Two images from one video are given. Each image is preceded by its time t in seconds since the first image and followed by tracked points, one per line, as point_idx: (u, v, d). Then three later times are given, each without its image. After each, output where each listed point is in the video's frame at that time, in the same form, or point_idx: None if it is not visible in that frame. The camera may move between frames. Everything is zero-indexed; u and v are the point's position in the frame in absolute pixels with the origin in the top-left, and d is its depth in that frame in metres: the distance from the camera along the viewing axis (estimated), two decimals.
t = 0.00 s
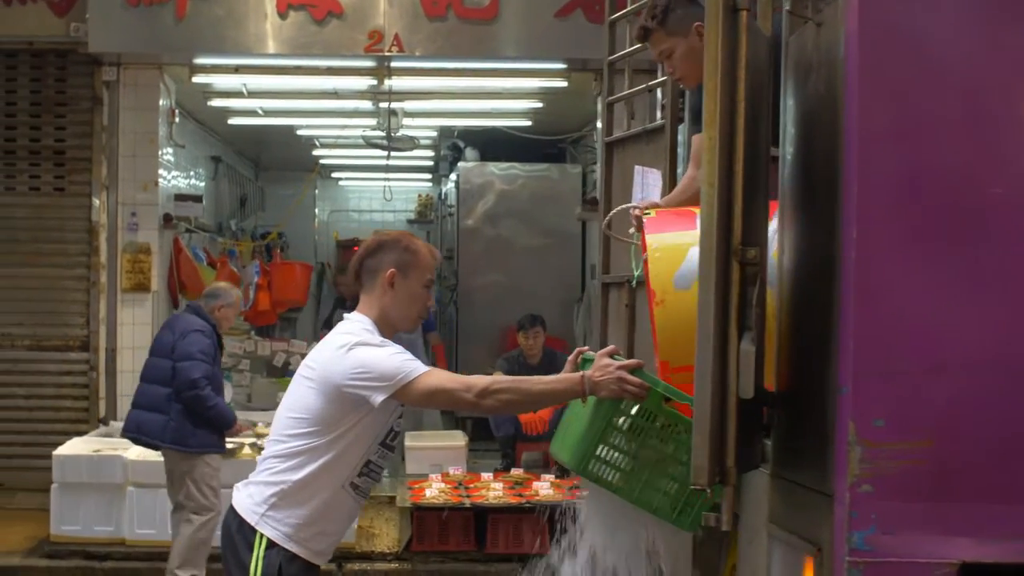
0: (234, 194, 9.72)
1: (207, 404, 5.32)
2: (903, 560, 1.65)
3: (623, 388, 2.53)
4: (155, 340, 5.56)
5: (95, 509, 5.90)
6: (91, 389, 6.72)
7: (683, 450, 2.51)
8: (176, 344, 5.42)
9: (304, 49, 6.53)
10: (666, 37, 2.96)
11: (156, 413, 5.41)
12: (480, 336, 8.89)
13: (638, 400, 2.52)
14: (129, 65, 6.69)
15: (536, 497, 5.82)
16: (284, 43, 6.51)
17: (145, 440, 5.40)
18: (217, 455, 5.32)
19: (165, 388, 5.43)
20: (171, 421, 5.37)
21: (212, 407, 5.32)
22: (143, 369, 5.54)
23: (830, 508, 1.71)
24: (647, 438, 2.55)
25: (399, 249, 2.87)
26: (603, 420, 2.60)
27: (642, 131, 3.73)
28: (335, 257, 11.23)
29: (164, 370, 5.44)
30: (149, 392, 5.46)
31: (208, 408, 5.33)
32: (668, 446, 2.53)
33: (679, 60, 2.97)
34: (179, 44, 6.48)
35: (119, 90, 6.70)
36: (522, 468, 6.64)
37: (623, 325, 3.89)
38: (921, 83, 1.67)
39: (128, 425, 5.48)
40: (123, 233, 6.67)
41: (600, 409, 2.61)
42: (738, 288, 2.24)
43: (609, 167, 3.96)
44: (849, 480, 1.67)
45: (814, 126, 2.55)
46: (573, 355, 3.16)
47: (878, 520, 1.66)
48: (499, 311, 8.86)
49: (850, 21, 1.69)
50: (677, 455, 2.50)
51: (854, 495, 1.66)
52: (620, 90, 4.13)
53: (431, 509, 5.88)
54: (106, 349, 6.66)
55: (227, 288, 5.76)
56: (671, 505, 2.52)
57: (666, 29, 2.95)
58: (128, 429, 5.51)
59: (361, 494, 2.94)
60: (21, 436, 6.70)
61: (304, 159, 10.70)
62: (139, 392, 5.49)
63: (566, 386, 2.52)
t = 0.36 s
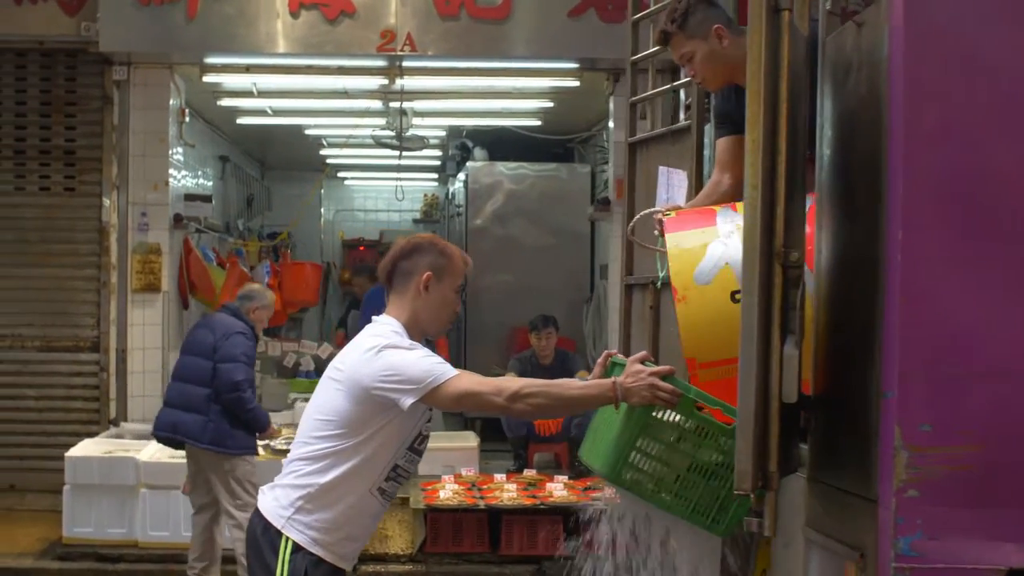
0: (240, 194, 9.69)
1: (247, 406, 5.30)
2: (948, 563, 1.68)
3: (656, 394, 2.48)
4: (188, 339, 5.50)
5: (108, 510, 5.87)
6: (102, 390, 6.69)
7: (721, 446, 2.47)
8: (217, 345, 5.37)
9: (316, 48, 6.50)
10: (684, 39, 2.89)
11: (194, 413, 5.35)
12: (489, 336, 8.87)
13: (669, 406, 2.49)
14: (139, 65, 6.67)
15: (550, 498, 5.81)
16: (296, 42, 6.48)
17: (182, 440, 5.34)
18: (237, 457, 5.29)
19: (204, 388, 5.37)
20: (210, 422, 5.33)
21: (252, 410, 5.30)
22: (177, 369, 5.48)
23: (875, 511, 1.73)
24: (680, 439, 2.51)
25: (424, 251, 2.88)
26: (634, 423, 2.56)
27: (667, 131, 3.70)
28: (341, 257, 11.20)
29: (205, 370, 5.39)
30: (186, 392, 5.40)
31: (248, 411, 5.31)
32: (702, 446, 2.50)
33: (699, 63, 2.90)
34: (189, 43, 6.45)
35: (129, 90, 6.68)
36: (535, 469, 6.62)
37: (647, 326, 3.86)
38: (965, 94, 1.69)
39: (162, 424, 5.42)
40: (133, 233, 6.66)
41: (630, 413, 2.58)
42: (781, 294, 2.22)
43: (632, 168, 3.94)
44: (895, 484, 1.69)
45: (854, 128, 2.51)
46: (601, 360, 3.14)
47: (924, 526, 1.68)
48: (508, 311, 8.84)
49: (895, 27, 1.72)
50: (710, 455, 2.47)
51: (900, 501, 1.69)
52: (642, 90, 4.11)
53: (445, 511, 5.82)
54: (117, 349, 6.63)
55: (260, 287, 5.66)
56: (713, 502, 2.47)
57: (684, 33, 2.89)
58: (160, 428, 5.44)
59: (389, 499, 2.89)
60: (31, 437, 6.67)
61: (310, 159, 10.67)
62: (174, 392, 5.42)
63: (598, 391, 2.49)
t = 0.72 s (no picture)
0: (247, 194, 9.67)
1: (300, 411, 5.13)
2: (988, 564, 1.66)
3: (684, 394, 2.44)
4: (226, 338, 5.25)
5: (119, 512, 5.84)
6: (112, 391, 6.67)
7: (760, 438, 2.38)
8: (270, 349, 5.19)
9: (326, 47, 6.48)
10: (700, 48, 2.97)
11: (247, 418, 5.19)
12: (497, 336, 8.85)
13: (697, 407, 2.43)
14: (148, 65, 6.66)
15: (562, 501, 5.82)
16: (305, 42, 6.46)
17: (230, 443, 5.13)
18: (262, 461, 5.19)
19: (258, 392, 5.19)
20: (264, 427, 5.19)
21: (304, 415, 5.15)
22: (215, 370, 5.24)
23: (911, 512, 1.72)
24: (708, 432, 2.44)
25: (451, 254, 2.92)
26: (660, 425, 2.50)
27: (688, 131, 3.69)
28: (346, 257, 11.17)
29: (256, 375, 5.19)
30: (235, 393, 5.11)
31: (300, 416, 5.14)
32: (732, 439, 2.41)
33: (715, 69, 2.95)
34: (198, 43, 6.43)
35: (138, 90, 6.68)
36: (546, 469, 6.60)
37: (666, 327, 3.85)
38: (1004, 93, 1.69)
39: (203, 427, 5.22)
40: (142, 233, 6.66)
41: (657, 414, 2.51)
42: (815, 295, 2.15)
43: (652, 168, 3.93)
44: (933, 485, 1.68)
45: (887, 127, 2.47)
46: (624, 362, 3.10)
47: (961, 528, 1.67)
48: (515, 311, 8.82)
49: (932, 28, 1.71)
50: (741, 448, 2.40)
51: (937, 502, 1.67)
52: (661, 90, 4.10)
53: (457, 513, 5.79)
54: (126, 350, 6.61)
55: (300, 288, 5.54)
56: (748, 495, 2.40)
57: (699, 41, 2.96)
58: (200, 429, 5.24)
59: (415, 502, 2.85)
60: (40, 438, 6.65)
61: (316, 159, 10.66)
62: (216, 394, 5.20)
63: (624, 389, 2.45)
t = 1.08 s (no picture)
0: (253, 197, 9.66)
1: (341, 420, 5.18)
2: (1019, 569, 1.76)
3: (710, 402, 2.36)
4: (261, 341, 5.22)
5: (131, 516, 5.84)
6: (122, 395, 6.66)
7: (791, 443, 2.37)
8: (311, 355, 5.16)
9: (336, 51, 6.49)
10: (711, 57, 2.77)
11: (285, 423, 5.13)
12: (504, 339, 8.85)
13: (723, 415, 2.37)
14: (158, 69, 6.66)
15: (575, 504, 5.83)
16: (315, 46, 6.47)
17: (271, 449, 5.12)
18: (280, 462, 5.22)
19: (299, 398, 5.13)
20: (304, 433, 5.15)
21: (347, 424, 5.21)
22: (252, 371, 5.19)
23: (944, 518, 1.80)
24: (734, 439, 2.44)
25: (479, 260, 2.85)
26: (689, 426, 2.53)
27: (707, 136, 3.69)
28: (351, 260, 11.15)
29: (296, 380, 5.14)
30: (279, 399, 5.12)
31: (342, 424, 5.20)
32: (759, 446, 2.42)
33: (727, 77, 2.74)
34: (207, 47, 6.43)
35: (148, 94, 6.67)
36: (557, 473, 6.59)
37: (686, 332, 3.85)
38: None
39: (236, 429, 5.16)
40: (152, 238, 6.65)
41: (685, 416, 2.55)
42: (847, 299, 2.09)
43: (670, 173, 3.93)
44: (966, 493, 1.77)
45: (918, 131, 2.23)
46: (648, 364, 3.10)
47: (994, 535, 1.76)
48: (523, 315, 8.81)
49: (965, 35, 1.78)
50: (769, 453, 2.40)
51: (970, 510, 1.77)
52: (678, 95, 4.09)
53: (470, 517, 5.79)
54: (136, 354, 6.60)
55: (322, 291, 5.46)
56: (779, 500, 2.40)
57: (711, 49, 2.77)
58: (231, 430, 5.18)
59: (442, 508, 2.82)
60: (50, 443, 6.65)
61: (321, 162, 10.64)
62: (253, 397, 5.15)
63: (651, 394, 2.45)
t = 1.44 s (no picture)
0: (260, 197, 9.65)
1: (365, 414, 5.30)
2: None
3: (742, 403, 2.33)
4: (278, 344, 5.22)
5: (145, 517, 5.84)
6: (133, 395, 6.66)
7: (820, 441, 2.33)
8: (333, 358, 5.21)
9: (348, 52, 6.49)
10: (730, 56, 2.61)
11: (311, 427, 5.15)
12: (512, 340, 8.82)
13: (754, 415, 2.33)
14: (169, 69, 6.66)
15: (588, 504, 5.85)
16: (327, 47, 6.48)
17: (298, 454, 5.13)
18: (298, 463, 5.24)
19: (323, 401, 5.18)
20: (329, 435, 5.19)
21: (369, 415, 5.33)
22: (274, 376, 5.20)
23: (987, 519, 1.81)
24: (761, 437, 2.37)
25: (505, 262, 2.85)
26: (716, 427, 2.42)
27: (729, 138, 3.70)
28: (356, 260, 11.14)
29: (320, 384, 5.19)
30: (304, 404, 5.15)
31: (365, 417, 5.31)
32: (787, 443, 2.36)
33: (748, 79, 2.60)
34: (220, 47, 6.43)
35: (159, 94, 6.67)
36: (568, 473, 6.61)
37: (708, 334, 3.85)
38: None
39: (263, 435, 5.15)
40: (164, 238, 6.65)
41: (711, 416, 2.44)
42: (883, 297, 2.12)
43: (691, 174, 3.94)
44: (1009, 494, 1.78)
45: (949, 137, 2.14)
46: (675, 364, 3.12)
47: None
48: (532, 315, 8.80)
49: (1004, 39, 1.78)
50: (797, 450, 2.35)
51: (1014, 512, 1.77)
52: (699, 95, 4.10)
53: (483, 517, 5.81)
54: (147, 355, 6.61)
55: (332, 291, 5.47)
56: (805, 500, 2.36)
57: (729, 49, 2.61)
58: (258, 437, 5.16)
59: (474, 506, 2.79)
60: (61, 443, 6.65)
61: (327, 163, 10.62)
62: (279, 403, 5.15)
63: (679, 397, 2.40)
